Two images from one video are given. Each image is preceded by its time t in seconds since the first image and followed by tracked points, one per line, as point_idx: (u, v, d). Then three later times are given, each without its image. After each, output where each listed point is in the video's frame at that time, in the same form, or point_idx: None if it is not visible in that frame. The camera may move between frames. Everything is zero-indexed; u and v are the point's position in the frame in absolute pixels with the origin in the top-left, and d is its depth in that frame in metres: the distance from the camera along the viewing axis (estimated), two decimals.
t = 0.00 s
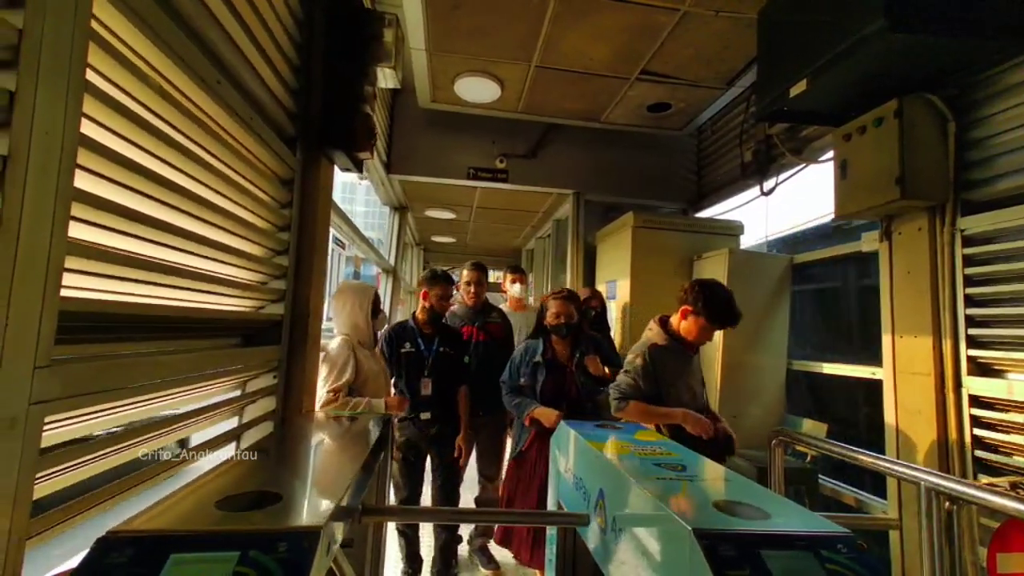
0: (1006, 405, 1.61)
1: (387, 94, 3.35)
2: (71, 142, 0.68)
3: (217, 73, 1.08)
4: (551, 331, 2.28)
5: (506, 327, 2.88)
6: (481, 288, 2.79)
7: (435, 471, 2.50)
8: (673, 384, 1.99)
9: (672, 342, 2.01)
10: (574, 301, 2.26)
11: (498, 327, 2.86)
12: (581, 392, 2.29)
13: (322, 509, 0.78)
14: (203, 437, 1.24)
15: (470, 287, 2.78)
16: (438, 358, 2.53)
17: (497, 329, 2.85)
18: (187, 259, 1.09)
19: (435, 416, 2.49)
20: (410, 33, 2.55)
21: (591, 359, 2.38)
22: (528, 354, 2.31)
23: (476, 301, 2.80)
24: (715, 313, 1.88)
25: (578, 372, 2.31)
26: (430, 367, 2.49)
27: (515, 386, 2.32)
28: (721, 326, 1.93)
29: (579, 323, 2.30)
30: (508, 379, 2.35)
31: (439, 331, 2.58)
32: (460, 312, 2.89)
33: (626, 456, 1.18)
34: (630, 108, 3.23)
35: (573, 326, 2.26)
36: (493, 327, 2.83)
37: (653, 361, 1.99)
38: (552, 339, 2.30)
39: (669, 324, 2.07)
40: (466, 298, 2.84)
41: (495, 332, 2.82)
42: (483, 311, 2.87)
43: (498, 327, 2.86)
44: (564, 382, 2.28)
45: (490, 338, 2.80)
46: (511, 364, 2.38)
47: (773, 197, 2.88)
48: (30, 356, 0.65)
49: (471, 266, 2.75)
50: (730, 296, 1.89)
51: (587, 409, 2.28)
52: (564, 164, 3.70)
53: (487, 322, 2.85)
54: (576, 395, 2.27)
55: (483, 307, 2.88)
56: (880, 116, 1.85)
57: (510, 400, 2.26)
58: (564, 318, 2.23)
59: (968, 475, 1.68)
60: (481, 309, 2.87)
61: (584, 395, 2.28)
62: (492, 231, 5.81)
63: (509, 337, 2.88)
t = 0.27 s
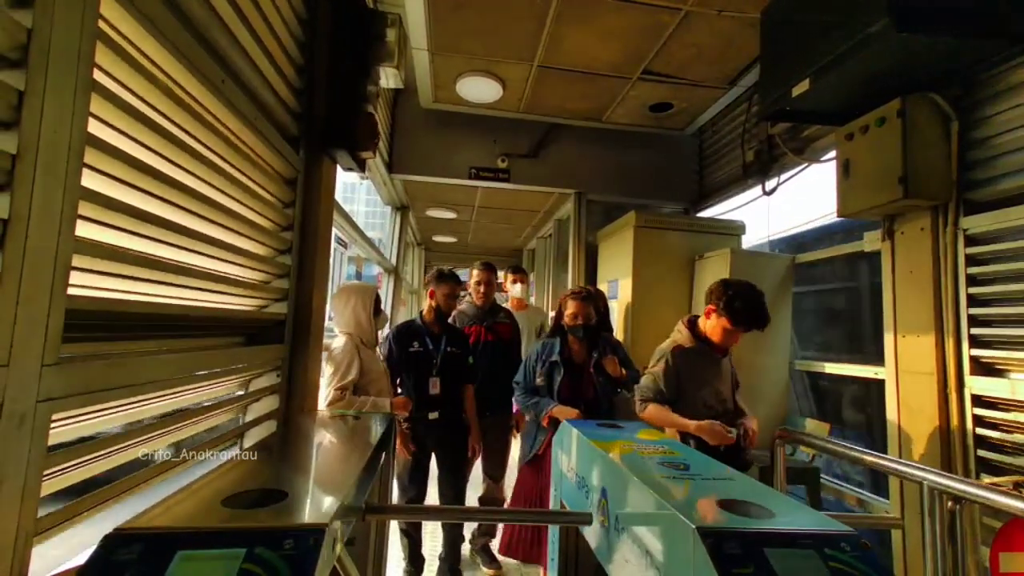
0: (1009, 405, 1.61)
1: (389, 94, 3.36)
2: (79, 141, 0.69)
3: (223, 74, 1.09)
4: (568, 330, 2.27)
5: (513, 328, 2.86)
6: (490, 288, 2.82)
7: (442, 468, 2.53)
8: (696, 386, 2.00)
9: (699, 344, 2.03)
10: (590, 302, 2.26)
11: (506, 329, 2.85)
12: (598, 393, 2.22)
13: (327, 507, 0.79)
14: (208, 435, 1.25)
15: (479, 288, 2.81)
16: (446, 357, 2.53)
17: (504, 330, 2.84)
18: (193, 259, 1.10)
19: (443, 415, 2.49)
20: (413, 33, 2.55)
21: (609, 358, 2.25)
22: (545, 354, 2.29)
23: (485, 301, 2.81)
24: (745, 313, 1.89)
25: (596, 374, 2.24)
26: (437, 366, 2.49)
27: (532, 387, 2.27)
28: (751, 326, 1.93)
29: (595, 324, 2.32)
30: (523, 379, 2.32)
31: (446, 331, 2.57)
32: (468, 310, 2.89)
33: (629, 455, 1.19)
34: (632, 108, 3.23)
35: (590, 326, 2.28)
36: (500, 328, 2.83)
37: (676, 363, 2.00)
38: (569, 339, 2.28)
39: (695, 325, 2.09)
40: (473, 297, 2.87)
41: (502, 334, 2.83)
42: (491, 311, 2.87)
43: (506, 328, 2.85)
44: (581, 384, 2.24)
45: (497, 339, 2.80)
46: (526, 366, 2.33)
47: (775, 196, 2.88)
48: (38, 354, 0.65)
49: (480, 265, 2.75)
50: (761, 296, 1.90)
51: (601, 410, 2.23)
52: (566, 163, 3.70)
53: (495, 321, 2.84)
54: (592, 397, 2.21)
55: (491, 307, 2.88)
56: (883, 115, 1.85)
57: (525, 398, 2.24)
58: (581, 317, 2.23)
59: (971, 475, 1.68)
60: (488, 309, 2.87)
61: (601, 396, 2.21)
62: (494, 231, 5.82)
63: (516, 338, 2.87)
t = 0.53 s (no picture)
0: (1009, 405, 1.61)
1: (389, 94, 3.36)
2: (79, 143, 0.70)
3: (223, 75, 1.10)
4: (571, 333, 2.04)
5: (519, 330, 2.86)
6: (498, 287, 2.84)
7: (451, 468, 2.54)
8: (709, 384, 2.16)
9: (709, 344, 2.20)
10: (594, 303, 2.03)
11: (513, 329, 2.82)
12: (607, 398, 2.00)
13: (327, 506, 0.79)
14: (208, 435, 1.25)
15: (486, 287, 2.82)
16: (460, 359, 2.53)
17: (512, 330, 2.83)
18: (194, 259, 1.10)
19: (455, 415, 2.50)
20: (412, 33, 2.55)
21: (617, 361, 1.99)
22: (547, 359, 2.05)
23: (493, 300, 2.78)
24: (751, 313, 2.01)
25: (603, 378, 2.02)
26: (452, 368, 2.49)
27: (535, 393, 2.05)
28: (759, 326, 2.05)
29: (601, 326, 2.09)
30: (527, 384, 2.09)
31: (461, 331, 2.58)
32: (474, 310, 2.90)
33: (627, 455, 1.19)
34: (632, 107, 3.23)
35: (594, 328, 2.05)
36: (507, 329, 2.81)
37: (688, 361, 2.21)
38: (573, 342, 2.05)
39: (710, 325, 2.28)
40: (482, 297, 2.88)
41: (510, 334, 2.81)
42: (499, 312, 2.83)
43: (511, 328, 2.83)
44: (591, 391, 2.02)
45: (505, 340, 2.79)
46: (528, 373, 2.10)
47: (775, 196, 2.87)
48: (40, 354, 0.66)
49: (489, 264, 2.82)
50: (767, 298, 2.01)
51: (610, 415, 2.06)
52: (566, 163, 3.70)
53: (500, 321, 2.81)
54: (601, 404, 2.00)
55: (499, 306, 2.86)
56: (883, 115, 1.85)
57: (529, 406, 2.02)
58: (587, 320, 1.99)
59: (970, 475, 1.68)
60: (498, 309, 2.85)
61: (611, 403, 1.99)
62: (495, 230, 5.82)
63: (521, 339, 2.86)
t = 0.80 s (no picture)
0: (1008, 403, 1.61)
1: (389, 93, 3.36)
2: (79, 144, 0.70)
3: (222, 75, 1.10)
4: (572, 335, 2.03)
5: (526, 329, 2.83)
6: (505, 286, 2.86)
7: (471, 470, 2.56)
8: (716, 382, 2.25)
9: (723, 345, 2.27)
10: (596, 304, 1.99)
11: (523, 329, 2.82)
12: (609, 400, 1.98)
13: (326, 504, 0.80)
14: (208, 434, 1.26)
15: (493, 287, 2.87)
16: (491, 360, 2.52)
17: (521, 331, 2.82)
18: (194, 259, 1.11)
19: (486, 417, 2.51)
20: (412, 33, 2.56)
21: (621, 361, 1.97)
22: (547, 360, 2.05)
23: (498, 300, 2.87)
24: (745, 305, 2.10)
25: (605, 379, 2.00)
26: (483, 370, 2.48)
27: (536, 395, 2.06)
28: (757, 321, 2.10)
29: (604, 326, 2.04)
30: (528, 387, 2.10)
31: (491, 333, 2.55)
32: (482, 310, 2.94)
33: (626, 453, 1.20)
34: (632, 107, 3.23)
35: (597, 329, 2.02)
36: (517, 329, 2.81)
37: (702, 360, 2.32)
38: (573, 344, 2.05)
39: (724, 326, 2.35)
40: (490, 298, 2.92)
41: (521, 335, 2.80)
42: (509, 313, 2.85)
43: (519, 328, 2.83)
44: (595, 393, 1.99)
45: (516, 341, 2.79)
46: (529, 374, 2.10)
47: (775, 195, 2.88)
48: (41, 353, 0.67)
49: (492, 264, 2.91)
50: (763, 293, 2.09)
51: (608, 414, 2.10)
52: (566, 162, 3.70)
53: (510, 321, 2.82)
54: (603, 406, 1.97)
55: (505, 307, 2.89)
56: (882, 114, 1.85)
57: (530, 409, 2.03)
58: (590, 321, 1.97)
59: (969, 473, 1.68)
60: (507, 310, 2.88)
61: (613, 405, 1.96)
62: (495, 230, 5.83)
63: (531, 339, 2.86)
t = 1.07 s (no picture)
0: (1007, 403, 1.61)
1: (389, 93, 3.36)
2: (80, 146, 0.71)
3: (222, 76, 1.11)
4: (571, 335, 2.01)
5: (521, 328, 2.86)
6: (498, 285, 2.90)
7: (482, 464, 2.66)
8: (717, 379, 2.31)
9: (727, 344, 2.32)
10: (594, 304, 1.96)
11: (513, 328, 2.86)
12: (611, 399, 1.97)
13: (327, 503, 0.80)
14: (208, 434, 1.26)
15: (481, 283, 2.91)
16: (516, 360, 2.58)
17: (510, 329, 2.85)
18: (194, 259, 1.11)
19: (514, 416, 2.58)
20: (412, 33, 2.56)
21: (620, 359, 2.00)
22: (547, 360, 2.06)
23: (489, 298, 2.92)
24: (739, 303, 2.14)
25: (604, 376, 2.01)
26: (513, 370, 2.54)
27: (536, 397, 2.06)
28: (751, 320, 2.14)
29: (603, 326, 2.03)
30: (529, 390, 2.11)
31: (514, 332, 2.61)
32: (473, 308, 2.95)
33: (625, 453, 1.20)
34: (632, 107, 3.23)
35: (596, 329, 1.99)
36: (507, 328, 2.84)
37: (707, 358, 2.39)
38: (571, 344, 2.03)
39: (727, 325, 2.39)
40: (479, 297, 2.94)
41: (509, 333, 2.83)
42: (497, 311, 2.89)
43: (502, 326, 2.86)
44: (590, 390, 1.98)
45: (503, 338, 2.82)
46: (529, 374, 2.12)
47: (776, 195, 2.88)
48: (43, 353, 0.67)
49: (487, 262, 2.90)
50: (758, 292, 2.12)
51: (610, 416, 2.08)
52: (566, 162, 3.70)
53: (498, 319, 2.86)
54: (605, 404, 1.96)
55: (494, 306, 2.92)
56: (882, 114, 1.85)
57: (530, 411, 2.04)
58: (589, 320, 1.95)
59: (968, 473, 1.69)
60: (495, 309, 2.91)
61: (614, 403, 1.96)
62: (495, 230, 5.83)
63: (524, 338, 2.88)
